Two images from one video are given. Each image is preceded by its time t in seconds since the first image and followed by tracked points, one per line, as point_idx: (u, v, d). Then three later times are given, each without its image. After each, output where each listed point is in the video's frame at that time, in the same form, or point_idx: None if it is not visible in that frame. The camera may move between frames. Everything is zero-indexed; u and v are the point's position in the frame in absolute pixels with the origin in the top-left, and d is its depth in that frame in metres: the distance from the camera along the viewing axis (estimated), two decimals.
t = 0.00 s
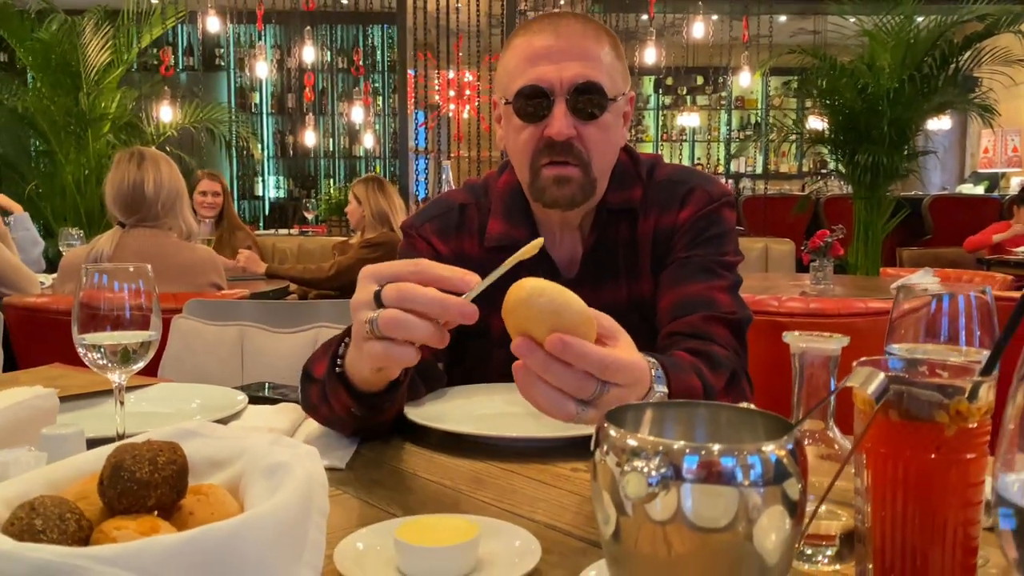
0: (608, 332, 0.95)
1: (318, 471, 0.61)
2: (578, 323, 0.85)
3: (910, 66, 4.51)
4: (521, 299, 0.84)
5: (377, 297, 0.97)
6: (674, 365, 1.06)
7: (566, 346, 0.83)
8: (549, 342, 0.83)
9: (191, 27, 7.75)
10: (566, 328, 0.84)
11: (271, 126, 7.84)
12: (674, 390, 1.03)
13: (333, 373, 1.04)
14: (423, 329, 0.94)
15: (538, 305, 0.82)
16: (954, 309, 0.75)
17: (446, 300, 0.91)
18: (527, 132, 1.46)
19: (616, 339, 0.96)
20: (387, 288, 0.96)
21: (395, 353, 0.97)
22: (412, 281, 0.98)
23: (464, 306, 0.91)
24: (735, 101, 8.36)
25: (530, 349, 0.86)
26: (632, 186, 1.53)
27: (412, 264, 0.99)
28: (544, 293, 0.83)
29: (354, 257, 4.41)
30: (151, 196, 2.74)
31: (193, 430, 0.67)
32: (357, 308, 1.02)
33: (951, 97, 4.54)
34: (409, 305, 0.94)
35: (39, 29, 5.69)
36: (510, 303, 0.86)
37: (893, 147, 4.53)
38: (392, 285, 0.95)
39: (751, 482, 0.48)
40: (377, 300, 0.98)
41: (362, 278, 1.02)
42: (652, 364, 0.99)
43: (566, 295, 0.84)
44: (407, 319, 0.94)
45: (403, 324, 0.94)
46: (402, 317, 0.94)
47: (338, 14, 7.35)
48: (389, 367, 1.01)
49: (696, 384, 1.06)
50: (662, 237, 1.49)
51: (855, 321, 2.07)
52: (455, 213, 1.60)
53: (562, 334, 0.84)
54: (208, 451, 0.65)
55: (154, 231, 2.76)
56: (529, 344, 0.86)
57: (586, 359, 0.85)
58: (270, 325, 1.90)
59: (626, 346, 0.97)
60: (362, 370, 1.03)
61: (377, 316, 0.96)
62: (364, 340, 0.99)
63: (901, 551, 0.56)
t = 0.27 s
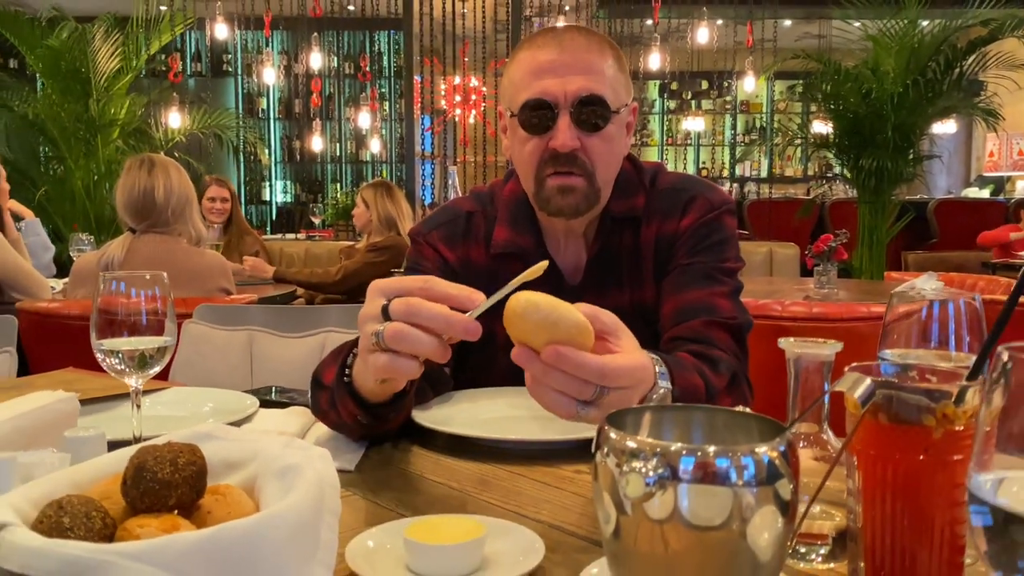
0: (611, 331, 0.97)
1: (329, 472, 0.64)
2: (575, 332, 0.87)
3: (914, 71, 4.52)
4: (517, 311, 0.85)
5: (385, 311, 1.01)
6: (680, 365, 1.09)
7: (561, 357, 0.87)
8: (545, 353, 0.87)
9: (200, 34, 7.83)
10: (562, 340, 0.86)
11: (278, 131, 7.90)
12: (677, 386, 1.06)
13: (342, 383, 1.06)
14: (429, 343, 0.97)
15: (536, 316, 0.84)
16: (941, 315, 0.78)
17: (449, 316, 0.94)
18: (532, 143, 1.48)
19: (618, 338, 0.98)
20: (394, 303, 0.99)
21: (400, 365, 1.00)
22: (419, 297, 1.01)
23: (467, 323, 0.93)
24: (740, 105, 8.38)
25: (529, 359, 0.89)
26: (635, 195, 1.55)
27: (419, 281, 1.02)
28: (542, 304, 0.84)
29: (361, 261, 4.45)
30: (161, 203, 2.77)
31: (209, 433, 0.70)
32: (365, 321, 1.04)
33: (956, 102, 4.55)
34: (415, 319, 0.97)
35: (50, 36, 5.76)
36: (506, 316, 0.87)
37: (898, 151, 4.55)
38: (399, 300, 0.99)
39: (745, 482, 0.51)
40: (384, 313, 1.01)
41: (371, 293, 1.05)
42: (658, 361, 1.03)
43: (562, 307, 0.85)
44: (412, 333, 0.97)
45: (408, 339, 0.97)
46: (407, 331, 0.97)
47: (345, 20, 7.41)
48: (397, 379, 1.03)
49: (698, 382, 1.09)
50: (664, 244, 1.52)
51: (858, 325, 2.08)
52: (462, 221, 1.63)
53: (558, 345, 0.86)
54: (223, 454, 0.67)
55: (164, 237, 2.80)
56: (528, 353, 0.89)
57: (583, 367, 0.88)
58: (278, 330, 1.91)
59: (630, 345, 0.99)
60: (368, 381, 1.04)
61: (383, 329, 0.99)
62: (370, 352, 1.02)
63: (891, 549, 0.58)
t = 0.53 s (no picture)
0: (625, 320, 0.99)
1: (347, 464, 0.66)
2: (584, 326, 0.89)
3: (923, 73, 4.51)
4: (529, 307, 0.88)
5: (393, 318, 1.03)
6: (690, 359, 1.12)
7: (571, 350, 0.89)
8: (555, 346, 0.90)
9: (210, 38, 7.89)
10: (571, 334, 0.89)
11: (288, 134, 7.95)
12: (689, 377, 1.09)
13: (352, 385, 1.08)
14: (435, 350, 0.99)
15: (545, 311, 0.86)
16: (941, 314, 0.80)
17: (456, 324, 0.97)
18: (542, 148, 1.51)
19: (632, 327, 1.00)
20: (402, 310, 1.02)
21: (404, 371, 1.02)
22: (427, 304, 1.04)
23: (472, 330, 0.97)
24: (749, 108, 8.38)
25: (540, 350, 0.92)
26: (643, 197, 1.57)
27: (427, 290, 1.06)
28: (553, 300, 0.87)
29: (370, 264, 4.47)
30: (174, 206, 2.81)
31: (231, 427, 0.72)
32: (374, 327, 1.07)
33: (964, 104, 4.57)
34: (423, 327, 1.00)
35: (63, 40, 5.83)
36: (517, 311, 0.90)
37: (907, 154, 4.55)
38: (408, 307, 1.02)
39: (747, 473, 0.53)
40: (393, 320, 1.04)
41: (381, 299, 1.08)
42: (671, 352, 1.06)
43: (569, 302, 0.88)
44: (416, 341, 0.99)
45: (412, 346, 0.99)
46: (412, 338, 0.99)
47: (354, 24, 7.45)
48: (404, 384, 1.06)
49: (709, 377, 1.12)
50: (671, 245, 1.54)
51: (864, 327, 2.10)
52: (472, 223, 1.65)
53: (568, 339, 0.89)
54: (245, 446, 0.70)
55: (177, 239, 2.84)
56: (540, 344, 0.92)
57: (592, 358, 0.91)
58: (291, 330, 1.95)
59: (645, 333, 1.01)
60: (376, 385, 1.06)
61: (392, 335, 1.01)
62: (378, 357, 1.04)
63: (890, 542, 0.60)
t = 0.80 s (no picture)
0: (637, 320, 1.01)
1: (362, 458, 0.69)
2: (592, 327, 0.91)
3: (932, 73, 4.51)
4: (539, 309, 0.90)
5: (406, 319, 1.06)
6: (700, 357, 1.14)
7: (577, 350, 0.92)
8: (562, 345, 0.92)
9: (222, 40, 7.97)
10: (579, 334, 0.91)
11: (299, 136, 8.00)
12: (701, 375, 1.12)
13: (364, 381, 1.10)
14: (445, 352, 1.01)
15: (554, 313, 0.89)
16: (945, 314, 0.83)
17: (467, 327, 1.00)
18: (550, 152, 1.53)
19: (643, 326, 1.02)
20: (415, 311, 1.04)
21: (414, 371, 1.04)
22: (438, 307, 1.06)
23: (483, 333, 1.00)
24: (758, 109, 8.38)
25: (549, 350, 0.95)
26: (652, 199, 1.59)
27: (439, 293, 1.08)
28: (563, 303, 0.89)
29: (380, 265, 4.50)
30: (187, 207, 2.84)
31: (249, 421, 0.75)
32: (387, 327, 1.09)
33: (976, 105, 4.54)
34: (435, 328, 1.02)
35: (78, 43, 5.90)
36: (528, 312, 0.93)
37: (916, 155, 4.56)
38: (421, 309, 1.04)
39: (750, 465, 0.54)
40: (406, 321, 1.06)
41: (393, 300, 1.10)
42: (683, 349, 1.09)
43: (578, 304, 0.90)
44: (427, 341, 1.01)
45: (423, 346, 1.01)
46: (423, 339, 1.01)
47: (365, 26, 7.51)
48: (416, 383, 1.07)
49: (720, 375, 1.14)
50: (679, 246, 1.55)
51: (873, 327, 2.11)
52: (482, 225, 1.67)
53: (575, 339, 0.92)
54: (263, 440, 0.72)
55: (191, 239, 2.87)
56: (549, 343, 0.95)
57: (600, 358, 0.93)
58: (303, 330, 1.97)
59: (656, 332, 1.02)
60: (386, 383, 1.08)
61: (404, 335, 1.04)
62: (389, 356, 1.07)
63: (890, 535, 0.61)
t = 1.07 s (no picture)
0: (646, 318, 1.03)
1: (376, 450, 0.71)
2: (599, 327, 0.93)
3: (944, 73, 4.49)
4: (546, 310, 0.92)
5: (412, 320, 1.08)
6: (707, 352, 1.16)
7: (585, 350, 0.94)
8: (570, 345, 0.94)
9: (234, 41, 8.02)
10: (587, 334, 0.93)
11: (310, 136, 8.04)
12: (708, 371, 1.13)
13: (371, 379, 1.13)
14: (450, 353, 1.04)
15: (561, 314, 0.91)
16: (951, 310, 0.89)
17: (472, 330, 1.02)
18: (559, 153, 1.54)
19: (652, 325, 1.03)
20: (421, 313, 1.06)
21: (418, 372, 1.06)
22: (445, 309, 1.08)
23: (488, 336, 1.02)
24: (770, 108, 8.36)
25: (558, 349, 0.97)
26: (660, 198, 1.60)
27: (446, 295, 1.09)
28: (571, 304, 0.91)
29: (391, 264, 4.53)
30: (207, 206, 2.90)
31: (265, 415, 0.77)
32: (393, 327, 1.11)
33: (988, 104, 4.52)
34: (440, 330, 1.04)
35: (92, 44, 5.95)
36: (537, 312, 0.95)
37: (927, 155, 4.54)
38: (427, 310, 1.06)
39: (754, 456, 0.56)
40: (412, 321, 1.08)
41: (400, 300, 1.12)
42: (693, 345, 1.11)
43: (584, 304, 0.92)
44: (432, 342, 1.04)
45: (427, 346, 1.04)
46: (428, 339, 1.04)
47: (376, 26, 7.54)
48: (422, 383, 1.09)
49: (727, 371, 1.16)
50: (687, 245, 1.57)
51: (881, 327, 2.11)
52: (493, 224, 1.69)
53: (582, 340, 0.94)
54: (280, 432, 0.74)
55: (208, 239, 2.92)
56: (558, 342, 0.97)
57: (606, 357, 0.94)
58: (316, 330, 1.99)
59: (665, 331, 1.04)
60: (392, 382, 1.10)
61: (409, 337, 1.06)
62: (395, 355, 1.09)
63: (892, 527, 0.63)
